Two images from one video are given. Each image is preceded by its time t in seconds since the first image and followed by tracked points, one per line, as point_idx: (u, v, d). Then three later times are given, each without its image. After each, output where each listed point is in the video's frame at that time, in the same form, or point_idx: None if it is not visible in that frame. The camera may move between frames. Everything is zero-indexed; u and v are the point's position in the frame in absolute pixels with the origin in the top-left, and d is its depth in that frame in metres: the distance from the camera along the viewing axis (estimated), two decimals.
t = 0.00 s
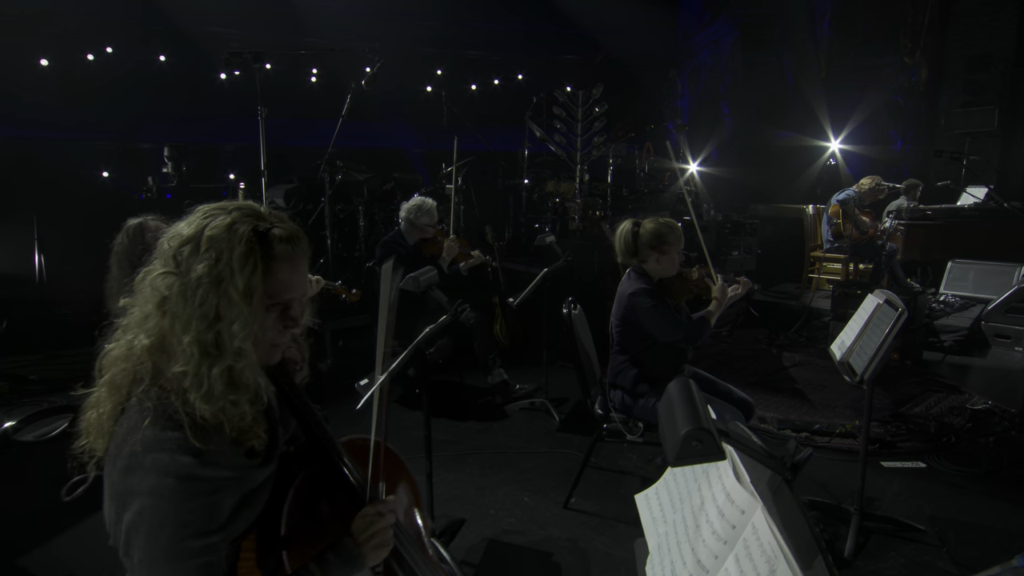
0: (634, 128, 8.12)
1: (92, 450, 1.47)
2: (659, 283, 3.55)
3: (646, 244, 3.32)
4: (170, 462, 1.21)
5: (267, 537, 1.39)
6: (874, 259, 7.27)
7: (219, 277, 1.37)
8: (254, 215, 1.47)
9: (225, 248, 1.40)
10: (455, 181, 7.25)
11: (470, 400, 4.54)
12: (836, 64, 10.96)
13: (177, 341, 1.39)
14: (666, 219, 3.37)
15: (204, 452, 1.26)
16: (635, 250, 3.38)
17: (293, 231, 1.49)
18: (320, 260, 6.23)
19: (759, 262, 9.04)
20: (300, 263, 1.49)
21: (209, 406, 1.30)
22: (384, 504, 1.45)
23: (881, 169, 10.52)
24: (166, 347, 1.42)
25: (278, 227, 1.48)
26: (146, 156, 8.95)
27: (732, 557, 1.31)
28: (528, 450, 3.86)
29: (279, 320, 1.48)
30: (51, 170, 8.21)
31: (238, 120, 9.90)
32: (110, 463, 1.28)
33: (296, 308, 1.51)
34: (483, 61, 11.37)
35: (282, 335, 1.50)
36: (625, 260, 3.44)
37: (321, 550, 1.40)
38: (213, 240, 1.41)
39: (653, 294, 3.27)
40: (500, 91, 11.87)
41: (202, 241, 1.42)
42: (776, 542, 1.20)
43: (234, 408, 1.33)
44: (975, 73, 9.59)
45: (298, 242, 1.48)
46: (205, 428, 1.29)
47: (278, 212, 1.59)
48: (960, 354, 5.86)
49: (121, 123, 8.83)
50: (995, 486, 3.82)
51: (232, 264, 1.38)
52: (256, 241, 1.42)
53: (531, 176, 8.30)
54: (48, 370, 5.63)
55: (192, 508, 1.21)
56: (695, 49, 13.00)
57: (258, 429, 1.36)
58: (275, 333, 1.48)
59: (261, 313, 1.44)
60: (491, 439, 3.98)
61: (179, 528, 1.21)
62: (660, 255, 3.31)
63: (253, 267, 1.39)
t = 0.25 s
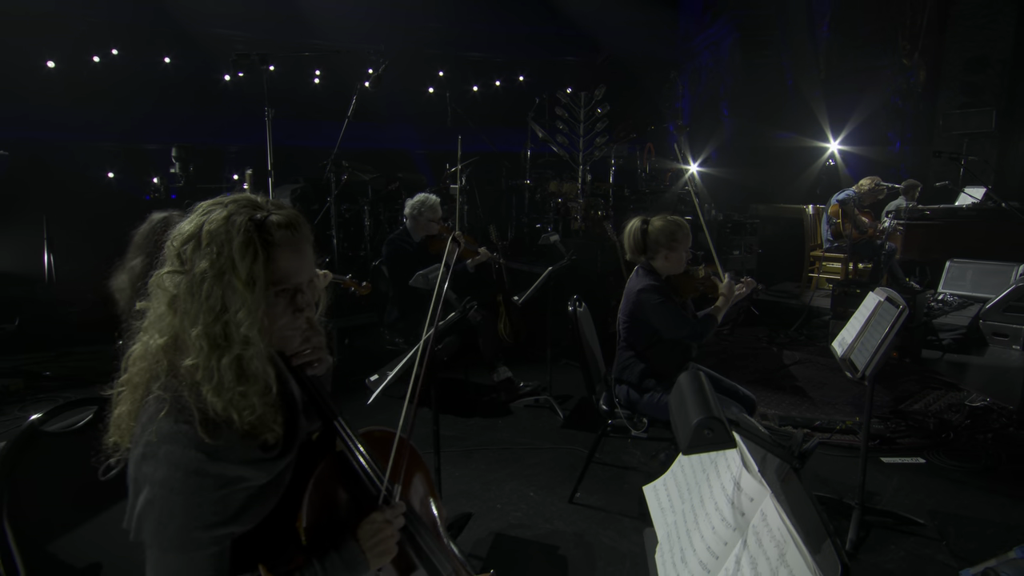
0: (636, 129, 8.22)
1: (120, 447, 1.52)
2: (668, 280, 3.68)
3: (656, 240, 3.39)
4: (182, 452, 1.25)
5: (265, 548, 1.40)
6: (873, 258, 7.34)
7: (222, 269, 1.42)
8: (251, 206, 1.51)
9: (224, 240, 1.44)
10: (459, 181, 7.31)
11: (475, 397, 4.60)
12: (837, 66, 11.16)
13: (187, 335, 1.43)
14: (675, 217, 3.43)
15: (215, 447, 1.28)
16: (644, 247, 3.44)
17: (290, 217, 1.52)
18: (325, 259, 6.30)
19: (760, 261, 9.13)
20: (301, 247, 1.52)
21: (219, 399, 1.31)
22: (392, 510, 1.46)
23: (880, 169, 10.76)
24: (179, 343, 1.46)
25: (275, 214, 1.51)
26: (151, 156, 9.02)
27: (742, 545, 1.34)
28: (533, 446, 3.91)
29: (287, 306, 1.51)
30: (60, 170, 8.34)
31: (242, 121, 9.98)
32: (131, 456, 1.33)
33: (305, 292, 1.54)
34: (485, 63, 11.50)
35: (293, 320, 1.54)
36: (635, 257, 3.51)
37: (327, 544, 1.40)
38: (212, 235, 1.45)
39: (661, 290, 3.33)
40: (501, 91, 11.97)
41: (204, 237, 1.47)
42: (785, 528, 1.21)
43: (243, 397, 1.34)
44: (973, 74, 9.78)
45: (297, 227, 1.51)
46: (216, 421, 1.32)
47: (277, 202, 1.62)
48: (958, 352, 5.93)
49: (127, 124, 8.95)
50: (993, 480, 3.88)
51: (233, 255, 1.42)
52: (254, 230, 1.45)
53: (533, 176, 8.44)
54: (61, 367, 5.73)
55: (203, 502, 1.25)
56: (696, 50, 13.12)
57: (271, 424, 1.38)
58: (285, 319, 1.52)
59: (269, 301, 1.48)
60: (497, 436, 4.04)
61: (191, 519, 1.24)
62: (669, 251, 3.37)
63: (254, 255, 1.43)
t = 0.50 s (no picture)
0: (637, 129, 8.33)
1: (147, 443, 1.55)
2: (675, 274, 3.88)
3: (662, 235, 3.45)
4: (206, 450, 1.25)
5: (284, 527, 1.44)
6: (872, 257, 7.43)
7: (235, 272, 1.38)
8: (256, 204, 1.46)
9: (234, 245, 1.39)
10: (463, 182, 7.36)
11: (480, 395, 4.65)
12: (834, 69, 11.18)
13: (206, 339, 1.40)
14: (679, 213, 3.48)
15: (236, 434, 1.29)
16: (649, 240, 3.51)
17: (298, 213, 1.48)
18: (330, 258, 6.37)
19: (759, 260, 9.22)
20: (311, 243, 1.48)
21: (242, 396, 1.32)
22: (409, 498, 1.50)
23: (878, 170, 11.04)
24: (197, 346, 1.43)
25: (282, 211, 1.47)
26: (155, 157, 9.10)
27: (749, 530, 1.38)
28: (538, 443, 3.96)
29: (302, 303, 1.49)
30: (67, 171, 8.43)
31: (246, 122, 10.07)
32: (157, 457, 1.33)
33: (319, 286, 1.52)
34: (486, 64, 11.57)
35: (310, 316, 1.52)
36: (641, 251, 3.58)
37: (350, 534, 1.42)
38: (221, 240, 1.39)
39: (667, 284, 3.38)
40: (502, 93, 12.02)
41: (212, 239, 1.41)
42: (792, 513, 1.25)
43: (263, 395, 1.35)
44: (969, 76, 9.99)
45: (304, 224, 1.46)
46: (239, 415, 1.32)
47: (281, 198, 1.57)
48: (956, 350, 6.01)
49: (133, 127, 9.06)
50: (990, 475, 3.94)
51: (244, 257, 1.38)
52: (263, 231, 1.41)
53: (535, 176, 8.63)
54: (72, 366, 5.81)
55: (229, 487, 1.24)
56: (694, 52, 13.28)
57: (291, 419, 1.39)
58: (302, 316, 1.50)
59: (284, 300, 1.45)
60: (501, 432, 4.10)
61: (216, 504, 1.24)
62: (676, 246, 3.43)
63: (266, 256, 1.39)
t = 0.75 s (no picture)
0: (637, 131, 8.46)
1: (167, 429, 1.58)
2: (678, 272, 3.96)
3: (669, 232, 3.56)
4: (234, 440, 1.26)
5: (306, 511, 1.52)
6: (870, 257, 7.50)
7: (270, 271, 1.42)
8: (291, 207, 1.51)
9: (271, 246, 1.44)
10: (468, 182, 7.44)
11: (485, 392, 4.71)
12: (831, 71, 11.34)
13: (235, 333, 1.43)
14: (689, 213, 3.59)
15: (258, 422, 1.30)
16: (656, 237, 3.61)
17: (331, 218, 1.53)
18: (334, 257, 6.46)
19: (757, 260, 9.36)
20: (342, 247, 1.54)
21: (266, 390, 1.33)
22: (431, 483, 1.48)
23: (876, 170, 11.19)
24: (224, 338, 1.46)
25: (316, 216, 1.52)
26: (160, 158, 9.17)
27: (755, 517, 1.44)
28: (541, 439, 4.02)
29: (327, 303, 1.54)
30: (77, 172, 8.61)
31: (249, 121, 10.11)
32: (182, 447, 1.33)
33: (345, 288, 1.57)
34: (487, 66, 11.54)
35: (333, 314, 1.56)
36: (647, 248, 3.68)
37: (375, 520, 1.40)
38: (258, 239, 1.44)
39: (671, 281, 3.47)
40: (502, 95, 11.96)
41: (247, 238, 1.47)
42: (797, 499, 1.31)
43: (289, 391, 1.37)
44: (966, 77, 10.10)
45: (336, 229, 1.52)
46: (263, 407, 1.33)
47: (314, 202, 1.62)
48: (953, 348, 6.08)
49: (138, 128, 9.21)
50: (987, 470, 4.01)
51: (279, 257, 1.43)
52: (299, 233, 1.47)
53: (537, 176, 8.92)
54: (81, 363, 5.89)
55: (253, 475, 1.25)
56: (693, 55, 13.43)
57: (312, 413, 1.40)
58: (327, 314, 1.54)
59: (311, 299, 1.50)
60: (505, 428, 4.15)
61: (239, 491, 1.24)
62: (680, 243, 3.54)
63: (300, 258, 1.44)
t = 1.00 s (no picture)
0: (637, 131, 8.56)
1: (192, 420, 1.62)
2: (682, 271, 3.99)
3: (676, 230, 3.65)
4: (262, 417, 1.30)
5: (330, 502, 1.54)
6: (868, 257, 7.58)
7: (283, 251, 1.48)
8: (301, 193, 1.58)
9: (283, 226, 1.50)
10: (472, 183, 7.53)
11: (488, 390, 4.75)
12: (830, 72, 11.55)
13: (253, 313, 1.50)
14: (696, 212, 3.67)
15: (287, 405, 1.34)
16: (663, 234, 3.70)
17: (340, 201, 1.60)
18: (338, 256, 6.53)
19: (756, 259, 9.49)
20: (351, 229, 1.59)
21: (286, 368, 1.39)
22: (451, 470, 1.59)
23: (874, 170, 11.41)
24: (244, 321, 1.53)
25: (325, 200, 1.59)
26: (163, 159, 9.24)
27: (759, 503, 1.50)
28: (544, 435, 4.07)
29: (340, 284, 1.59)
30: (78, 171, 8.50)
31: (253, 123, 10.24)
32: (211, 430, 1.38)
33: (355, 270, 1.63)
34: (487, 67, 11.53)
35: (346, 297, 1.61)
36: (653, 244, 3.76)
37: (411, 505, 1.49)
38: (271, 221, 1.51)
39: (676, 277, 3.54)
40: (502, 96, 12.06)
41: (260, 221, 1.54)
42: (802, 487, 1.36)
43: (305, 365, 1.42)
44: (963, 79, 10.19)
45: (346, 211, 1.58)
46: (287, 388, 1.38)
47: (322, 191, 1.69)
48: (949, 346, 6.14)
49: (141, 129, 9.16)
50: (984, 465, 4.07)
51: (291, 237, 1.49)
52: (309, 214, 1.52)
53: (538, 176, 8.99)
54: (90, 361, 5.96)
55: (282, 455, 1.28)
56: (693, 57, 13.46)
57: (330, 392, 1.44)
58: (339, 295, 1.59)
59: (325, 279, 1.55)
60: (509, 425, 4.20)
61: (273, 472, 1.26)
62: (686, 239, 3.65)
63: (311, 237, 1.49)
